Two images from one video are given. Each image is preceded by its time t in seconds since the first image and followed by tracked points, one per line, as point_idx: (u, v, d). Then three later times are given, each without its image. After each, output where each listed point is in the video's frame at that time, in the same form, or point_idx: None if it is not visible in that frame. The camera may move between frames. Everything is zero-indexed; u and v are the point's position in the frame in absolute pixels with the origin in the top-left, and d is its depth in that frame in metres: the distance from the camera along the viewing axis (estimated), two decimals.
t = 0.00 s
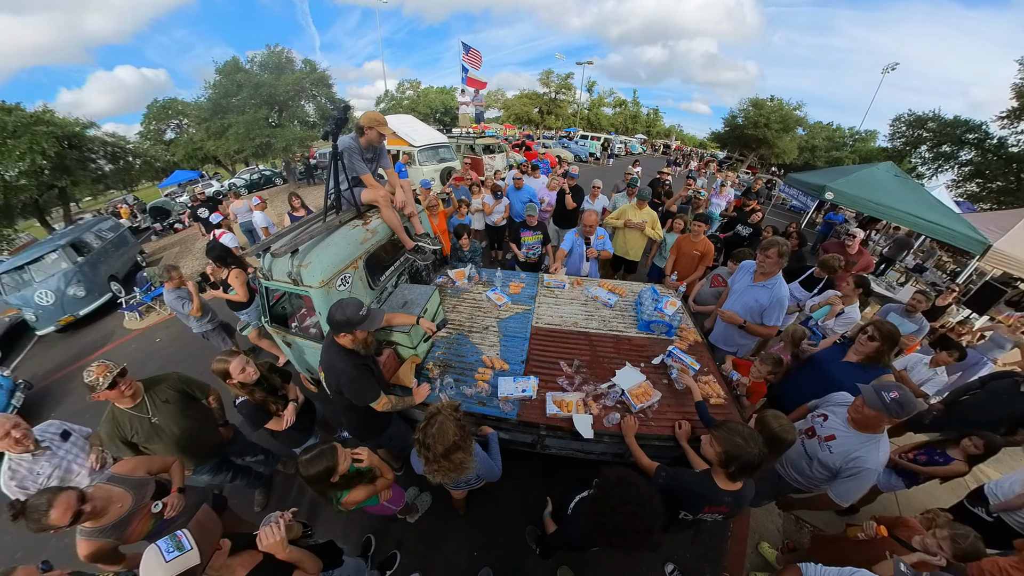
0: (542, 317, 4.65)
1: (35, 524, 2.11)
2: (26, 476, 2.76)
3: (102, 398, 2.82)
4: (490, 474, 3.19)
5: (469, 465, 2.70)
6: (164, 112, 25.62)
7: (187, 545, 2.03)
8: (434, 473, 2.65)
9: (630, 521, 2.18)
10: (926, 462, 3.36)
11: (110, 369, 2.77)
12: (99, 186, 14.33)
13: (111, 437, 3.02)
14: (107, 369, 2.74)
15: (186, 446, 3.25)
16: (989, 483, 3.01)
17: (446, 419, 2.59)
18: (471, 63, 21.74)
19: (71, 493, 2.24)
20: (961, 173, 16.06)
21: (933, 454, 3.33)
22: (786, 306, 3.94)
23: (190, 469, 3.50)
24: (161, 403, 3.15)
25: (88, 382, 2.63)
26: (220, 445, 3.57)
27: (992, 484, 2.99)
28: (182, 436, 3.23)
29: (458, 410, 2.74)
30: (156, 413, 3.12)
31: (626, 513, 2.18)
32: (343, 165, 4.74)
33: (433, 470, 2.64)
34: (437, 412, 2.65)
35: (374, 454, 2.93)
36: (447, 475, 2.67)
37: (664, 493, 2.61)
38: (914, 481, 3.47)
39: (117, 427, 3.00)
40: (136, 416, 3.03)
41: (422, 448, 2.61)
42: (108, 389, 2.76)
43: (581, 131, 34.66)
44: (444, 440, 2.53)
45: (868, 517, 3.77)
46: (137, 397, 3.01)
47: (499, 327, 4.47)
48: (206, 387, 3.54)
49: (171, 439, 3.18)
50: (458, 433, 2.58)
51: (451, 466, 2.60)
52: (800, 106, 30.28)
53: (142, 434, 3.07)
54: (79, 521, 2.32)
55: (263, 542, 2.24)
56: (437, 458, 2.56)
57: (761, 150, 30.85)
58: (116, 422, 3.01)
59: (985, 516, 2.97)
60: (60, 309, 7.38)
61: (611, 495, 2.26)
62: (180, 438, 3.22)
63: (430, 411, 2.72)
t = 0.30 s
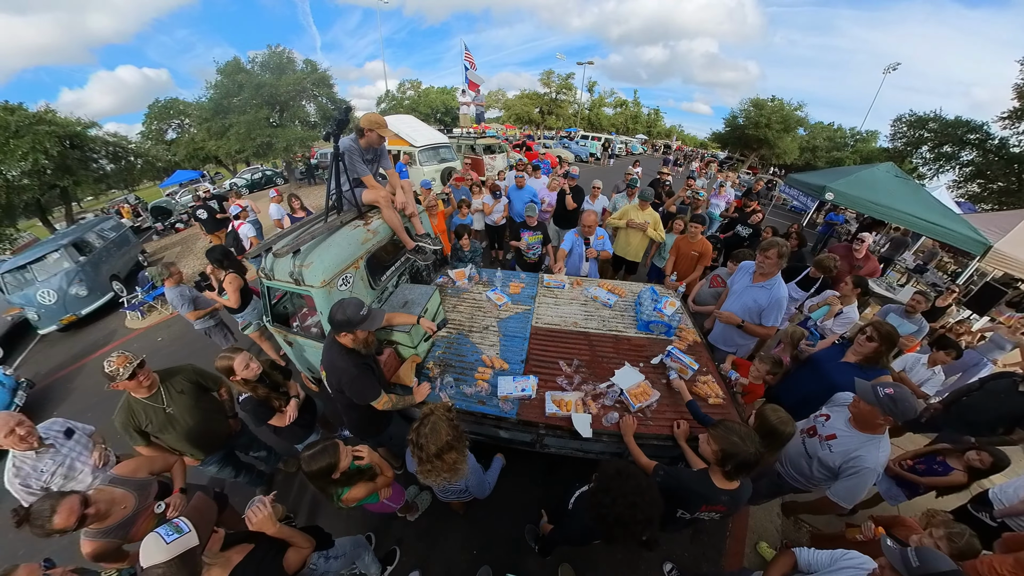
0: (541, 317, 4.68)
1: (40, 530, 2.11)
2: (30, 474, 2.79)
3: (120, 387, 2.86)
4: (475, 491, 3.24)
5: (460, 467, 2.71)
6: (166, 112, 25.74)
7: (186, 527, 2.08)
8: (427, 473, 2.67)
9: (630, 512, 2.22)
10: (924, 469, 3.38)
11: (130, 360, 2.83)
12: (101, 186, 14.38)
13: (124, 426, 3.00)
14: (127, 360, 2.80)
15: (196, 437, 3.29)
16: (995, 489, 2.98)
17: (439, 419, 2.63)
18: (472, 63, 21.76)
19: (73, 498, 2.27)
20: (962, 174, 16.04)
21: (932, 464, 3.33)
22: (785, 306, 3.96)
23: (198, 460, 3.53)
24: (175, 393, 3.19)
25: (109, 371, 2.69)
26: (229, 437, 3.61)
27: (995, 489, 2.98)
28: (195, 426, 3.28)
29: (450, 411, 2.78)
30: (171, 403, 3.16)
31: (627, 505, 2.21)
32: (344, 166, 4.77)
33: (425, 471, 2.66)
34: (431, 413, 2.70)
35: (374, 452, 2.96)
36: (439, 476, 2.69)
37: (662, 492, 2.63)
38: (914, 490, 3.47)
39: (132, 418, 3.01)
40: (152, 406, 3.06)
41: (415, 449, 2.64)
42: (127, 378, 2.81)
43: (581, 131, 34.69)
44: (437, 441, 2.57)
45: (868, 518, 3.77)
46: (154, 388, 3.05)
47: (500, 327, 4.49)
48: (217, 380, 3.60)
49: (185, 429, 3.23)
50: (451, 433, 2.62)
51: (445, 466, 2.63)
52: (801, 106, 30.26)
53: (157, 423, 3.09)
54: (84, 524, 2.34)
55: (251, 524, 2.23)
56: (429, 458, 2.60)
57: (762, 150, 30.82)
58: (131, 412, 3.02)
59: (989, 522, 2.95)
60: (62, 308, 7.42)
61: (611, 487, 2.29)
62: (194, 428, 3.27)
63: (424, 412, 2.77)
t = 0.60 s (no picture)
0: (542, 317, 4.68)
1: (40, 526, 2.09)
2: (29, 473, 2.78)
3: (128, 383, 2.86)
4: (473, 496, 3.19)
5: (460, 466, 2.71)
6: (167, 112, 25.79)
7: (196, 535, 2.07)
8: (427, 473, 2.68)
9: (631, 508, 2.22)
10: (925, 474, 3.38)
11: (139, 356, 2.83)
12: (102, 186, 14.40)
13: (131, 420, 2.99)
14: (136, 355, 2.79)
15: (201, 433, 3.29)
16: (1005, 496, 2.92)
17: (439, 418, 2.62)
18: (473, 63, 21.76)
19: (72, 494, 2.27)
20: (963, 174, 16.01)
21: (933, 469, 3.33)
22: (787, 308, 3.95)
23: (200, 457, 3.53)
24: (182, 389, 3.18)
25: (118, 365, 2.68)
26: (232, 433, 3.62)
27: (1004, 496, 2.93)
28: (201, 423, 3.28)
29: (450, 409, 2.76)
30: (177, 399, 3.15)
31: (629, 501, 2.21)
32: (344, 166, 4.76)
33: (424, 470, 2.66)
34: (430, 412, 2.68)
35: (374, 451, 2.96)
36: (440, 476, 2.70)
37: (663, 491, 2.62)
38: (914, 496, 3.48)
39: (138, 413, 2.99)
40: (158, 401, 3.05)
41: (415, 448, 2.62)
42: (135, 374, 2.81)
43: (582, 131, 34.68)
44: (438, 440, 2.55)
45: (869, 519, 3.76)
46: (161, 383, 3.04)
47: (500, 327, 4.49)
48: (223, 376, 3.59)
49: (190, 425, 3.22)
50: (452, 432, 2.61)
51: (444, 466, 2.62)
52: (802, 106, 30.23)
53: (163, 419, 3.08)
54: (83, 522, 2.34)
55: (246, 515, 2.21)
56: (430, 458, 2.59)
57: (763, 150, 30.78)
58: (137, 406, 3.00)
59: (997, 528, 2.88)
60: (63, 307, 7.43)
61: (611, 484, 2.29)
62: (199, 424, 3.26)
63: (424, 410, 2.75)
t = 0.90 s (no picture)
0: (543, 317, 4.68)
1: (41, 515, 2.16)
2: (30, 473, 2.81)
3: (125, 385, 2.88)
4: (490, 486, 3.19)
5: (481, 456, 2.73)
6: (167, 112, 25.83)
7: (229, 544, 2.01)
8: (450, 464, 2.66)
9: (632, 507, 2.22)
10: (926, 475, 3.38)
11: (136, 358, 2.85)
12: (103, 185, 14.42)
13: (128, 423, 3.01)
14: (134, 357, 2.82)
15: (200, 435, 3.31)
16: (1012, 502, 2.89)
17: (460, 409, 2.62)
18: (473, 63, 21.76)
19: (75, 483, 2.30)
20: (965, 175, 15.97)
21: (934, 472, 3.34)
22: (788, 310, 3.95)
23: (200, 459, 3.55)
24: (180, 391, 3.21)
25: (116, 368, 2.71)
26: (231, 435, 3.64)
27: (1011, 502, 2.89)
28: (199, 425, 3.28)
29: (468, 401, 2.78)
30: (176, 402, 3.17)
31: (632, 499, 2.21)
32: (346, 166, 4.78)
33: (447, 461, 2.66)
34: (450, 404, 2.67)
35: (376, 451, 2.96)
36: (462, 466, 2.69)
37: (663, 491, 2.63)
38: (915, 499, 3.45)
39: (136, 417, 3.00)
40: (157, 404, 3.07)
41: (436, 439, 2.62)
42: (133, 376, 2.83)
43: (582, 131, 34.67)
44: (460, 429, 2.55)
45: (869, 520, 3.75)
46: (159, 386, 3.08)
47: (501, 327, 4.50)
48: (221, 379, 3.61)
49: (189, 428, 3.23)
50: (472, 421, 2.63)
51: (468, 454, 2.63)
52: (803, 107, 30.22)
53: (161, 422, 3.09)
54: (81, 515, 2.34)
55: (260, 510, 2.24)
56: (453, 448, 2.59)
57: (764, 151, 30.74)
58: (135, 409, 3.02)
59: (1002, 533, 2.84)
60: (64, 307, 7.44)
61: (613, 484, 2.29)
62: (197, 426, 3.28)
63: (441, 404, 2.72)
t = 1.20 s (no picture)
0: (545, 318, 4.69)
1: (45, 506, 2.17)
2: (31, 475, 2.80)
3: (113, 397, 2.84)
4: (512, 475, 3.20)
5: (505, 444, 2.74)
6: (168, 111, 25.89)
7: (249, 547, 2.00)
8: (476, 454, 2.65)
9: (634, 508, 2.22)
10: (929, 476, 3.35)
11: (121, 370, 2.78)
12: (104, 185, 14.43)
13: (119, 435, 3.02)
14: (119, 369, 2.76)
15: (193, 443, 3.29)
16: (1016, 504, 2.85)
17: (484, 399, 2.64)
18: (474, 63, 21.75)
19: (78, 476, 2.31)
20: (965, 175, 15.95)
21: (935, 471, 3.34)
22: (791, 311, 3.96)
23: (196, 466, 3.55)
24: (169, 401, 3.17)
25: (100, 381, 2.65)
26: (226, 442, 3.62)
27: (1015, 504, 2.86)
28: (192, 432, 3.27)
29: (489, 391, 2.80)
30: (165, 411, 3.14)
31: (636, 498, 2.21)
32: (348, 166, 4.78)
33: (474, 451, 2.64)
34: (473, 395, 2.68)
35: (379, 452, 2.96)
36: (488, 456, 2.68)
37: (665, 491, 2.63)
38: (916, 499, 3.47)
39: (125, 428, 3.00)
40: (146, 415, 3.04)
41: (463, 431, 2.60)
42: (119, 389, 2.78)
43: (583, 131, 34.66)
44: (486, 417, 2.57)
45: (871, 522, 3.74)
46: (147, 396, 3.03)
47: (503, 328, 4.50)
48: (212, 385, 3.57)
49: (181, 436, 3.23)
50: (496, 409, 2.66)
51: (495, 442, 2.65)
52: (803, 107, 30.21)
53: (152, 432, 3.09)
54: (85, 509, 2.35)
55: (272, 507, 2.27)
56: (481, 437, 2.58)
57: (765, 151, 30.69)
58: (125, 421, 3.01)
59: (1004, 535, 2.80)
60: (65, 307, 7.44)
61: (615, 484, 2.29)
62: (188, 435, 3.26)
63: (463, 396, 2.73)
